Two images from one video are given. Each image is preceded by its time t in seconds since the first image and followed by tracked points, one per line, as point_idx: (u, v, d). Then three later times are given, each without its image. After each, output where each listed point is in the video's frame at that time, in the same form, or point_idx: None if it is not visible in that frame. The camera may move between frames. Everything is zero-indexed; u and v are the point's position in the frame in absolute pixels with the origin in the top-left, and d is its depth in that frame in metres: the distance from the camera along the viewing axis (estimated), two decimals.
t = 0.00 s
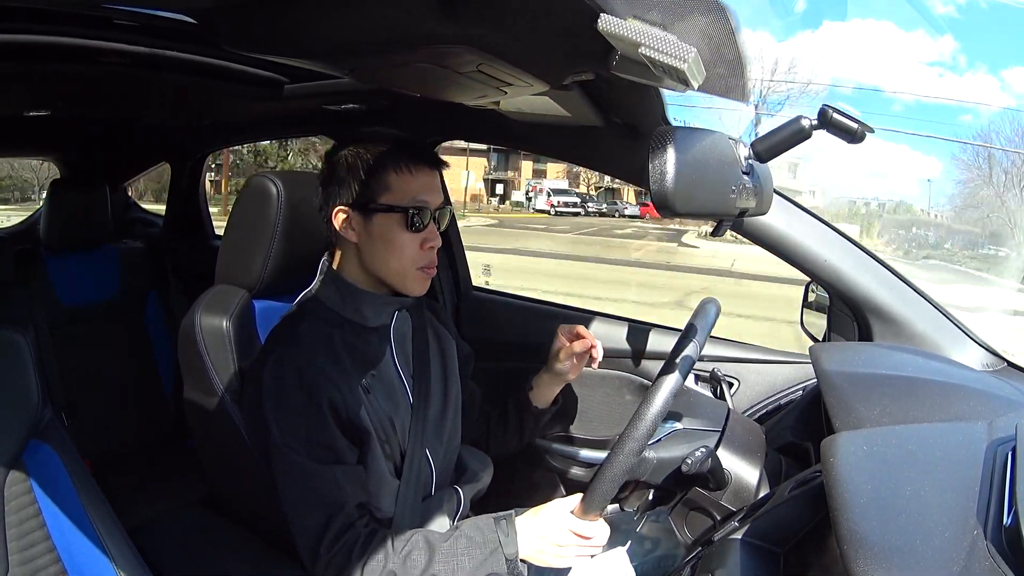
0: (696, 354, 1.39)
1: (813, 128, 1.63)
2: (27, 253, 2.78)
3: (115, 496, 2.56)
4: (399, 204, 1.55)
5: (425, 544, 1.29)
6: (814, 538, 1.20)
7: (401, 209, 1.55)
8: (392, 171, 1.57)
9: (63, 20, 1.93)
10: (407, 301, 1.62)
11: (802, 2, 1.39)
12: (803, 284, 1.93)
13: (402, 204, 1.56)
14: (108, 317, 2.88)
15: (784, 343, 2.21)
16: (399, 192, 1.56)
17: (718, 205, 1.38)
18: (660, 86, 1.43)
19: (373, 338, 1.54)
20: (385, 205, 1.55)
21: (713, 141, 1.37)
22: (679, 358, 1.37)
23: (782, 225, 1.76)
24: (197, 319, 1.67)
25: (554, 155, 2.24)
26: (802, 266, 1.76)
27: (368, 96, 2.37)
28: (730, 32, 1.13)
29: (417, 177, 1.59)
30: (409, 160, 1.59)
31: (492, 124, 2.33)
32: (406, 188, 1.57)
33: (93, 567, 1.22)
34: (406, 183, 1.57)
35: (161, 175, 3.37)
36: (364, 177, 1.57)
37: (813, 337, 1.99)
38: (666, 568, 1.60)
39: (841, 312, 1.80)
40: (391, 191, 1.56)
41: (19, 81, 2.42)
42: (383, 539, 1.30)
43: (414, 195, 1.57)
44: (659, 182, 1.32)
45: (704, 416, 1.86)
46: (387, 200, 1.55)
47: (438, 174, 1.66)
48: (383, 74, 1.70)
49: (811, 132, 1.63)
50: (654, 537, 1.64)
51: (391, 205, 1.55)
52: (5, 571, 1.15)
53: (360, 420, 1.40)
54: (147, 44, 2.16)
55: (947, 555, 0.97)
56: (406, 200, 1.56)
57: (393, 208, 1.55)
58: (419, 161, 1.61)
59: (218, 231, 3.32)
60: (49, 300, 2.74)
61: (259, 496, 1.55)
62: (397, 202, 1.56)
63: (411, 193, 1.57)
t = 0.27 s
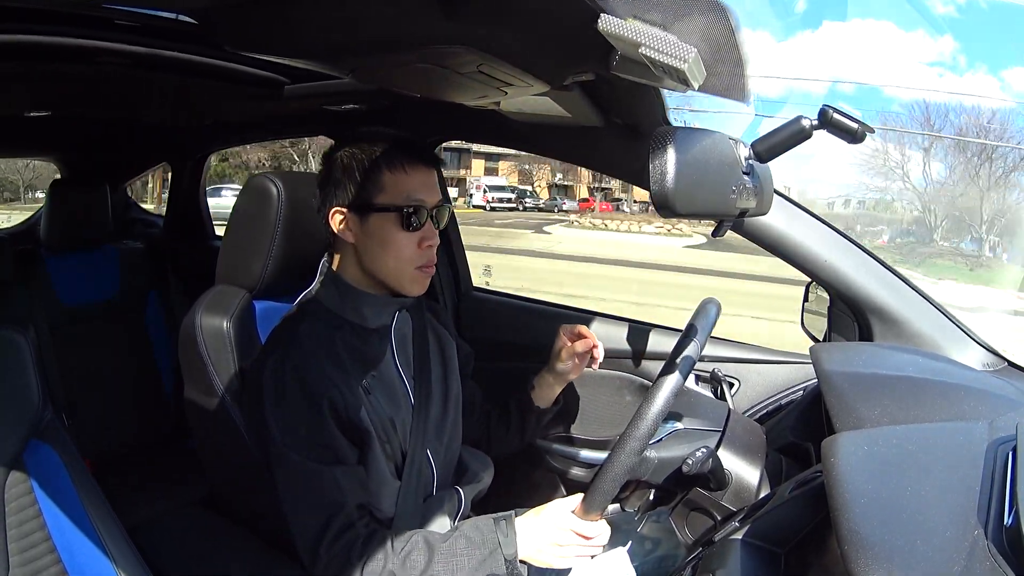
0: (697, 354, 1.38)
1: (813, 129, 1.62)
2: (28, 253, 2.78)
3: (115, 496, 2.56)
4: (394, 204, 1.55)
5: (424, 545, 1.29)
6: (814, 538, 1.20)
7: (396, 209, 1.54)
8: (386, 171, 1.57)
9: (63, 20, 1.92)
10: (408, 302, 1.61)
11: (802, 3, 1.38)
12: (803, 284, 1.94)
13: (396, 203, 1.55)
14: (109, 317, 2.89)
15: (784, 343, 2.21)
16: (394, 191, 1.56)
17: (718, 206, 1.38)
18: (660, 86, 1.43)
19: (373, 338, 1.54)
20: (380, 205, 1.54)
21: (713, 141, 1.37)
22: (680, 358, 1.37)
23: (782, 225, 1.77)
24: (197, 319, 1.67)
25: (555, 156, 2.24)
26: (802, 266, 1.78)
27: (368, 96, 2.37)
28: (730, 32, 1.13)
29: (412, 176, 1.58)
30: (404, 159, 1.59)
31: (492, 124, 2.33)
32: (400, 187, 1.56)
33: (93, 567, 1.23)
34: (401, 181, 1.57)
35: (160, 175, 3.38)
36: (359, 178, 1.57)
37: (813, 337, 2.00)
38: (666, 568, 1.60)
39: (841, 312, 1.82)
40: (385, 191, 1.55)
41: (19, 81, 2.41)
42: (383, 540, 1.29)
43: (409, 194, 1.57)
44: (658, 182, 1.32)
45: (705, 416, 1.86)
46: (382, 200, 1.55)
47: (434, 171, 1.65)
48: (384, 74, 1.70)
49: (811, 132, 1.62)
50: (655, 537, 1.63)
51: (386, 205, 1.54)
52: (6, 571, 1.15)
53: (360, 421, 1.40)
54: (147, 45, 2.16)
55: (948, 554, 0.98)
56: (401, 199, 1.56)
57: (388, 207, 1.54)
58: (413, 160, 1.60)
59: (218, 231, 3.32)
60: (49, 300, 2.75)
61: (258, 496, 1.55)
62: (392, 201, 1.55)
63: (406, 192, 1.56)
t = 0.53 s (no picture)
0: (697, 354, 1.38)
1: (815, 127, 1.62)
2: (28, 253, 2.78)
3: (116, 495, 2.57)
4: (390, 203, 1.54)
5: (424, 544, 1.29)
6: (815, 538, 1.20)
7: (392, 208, 1.54)
8: (382, 170, 1.56)
9: (62, 19, 1.92)
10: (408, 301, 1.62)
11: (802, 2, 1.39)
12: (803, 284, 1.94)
13: (390, 203, 1.54)
14: (110, 317, 2.89)
15: (785, 343, 2.22)
16: (389, 190, 1.55)
17: (717, 203, 1.38)
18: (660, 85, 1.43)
19: (373, 338, 1.54)
20: (376, 205, 1.54)
21: (713, 141, 1.37)
22: (680, 358, 1.36)
23: (782, 224, 1.78)
24: (198, 318, 1.67)
25: (555, 155, 2.24)
26: (804, 266, 1.79)
27: (369, 95, 2.36)
28: (730, 32, 1.13)
29: (408, 174, 1.57)
30: (399, 158, 1.58)
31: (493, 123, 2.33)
32: (394, 186, 1.56)
33: (92, 567, 1.23)
34: (396, 180, 1.56)
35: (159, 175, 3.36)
36: (355, 179, 1.57)
37: (814, 337, 2.00)
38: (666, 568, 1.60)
39: (842, 312, 1.83)
40: (380, 189, 1.55)
41: (20, 80, 2.42)
42: (382, 539, 1.30)
43: (404, 192, 1.56)
44: (659, 181, 1.30)
45: (705, 415, 1.86)
46: (378, 200, 1.55)
47: (430, 168, 1.64)
48: (384, 74, 1.69)
49: (812, 131, 1.61)
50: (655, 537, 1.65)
51: (382, 205, 1.54)
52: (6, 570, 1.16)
53: (360, 420, 1.39)
54: (149, 44, 2.16)
55: (948, 554, 0.97)
56: (396, 198, 1.55)
57: (384, 207, 1.54)
58: (408, 157, 1.60)
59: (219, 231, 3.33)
60: (49, 300, 2.75)
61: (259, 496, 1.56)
62: (387, 201, 1.55)
63: (402, 189, 1.56)
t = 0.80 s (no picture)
0: (697, 352, 1.38)
1: (815, 126, 1.66)
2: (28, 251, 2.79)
3: (116, 493, 2.58)
4: (388, 200, 1.54)
5: (423, 542, 1.29)
6: (814, 536, 1.20)
7: (392, 205, 1.54)
8: (380, 168, 1.56)
9: (62, 16, 1.92)
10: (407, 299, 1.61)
11: None
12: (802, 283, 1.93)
13: (390, 200, 1.54)
14: (110, 315, 2.90)
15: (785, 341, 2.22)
16: (388, 187, 1.55)
17: (718, 202, 1.38)
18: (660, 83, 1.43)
19: (372, 336, 1.54)
20: (375, 202, 1.54)
21: (713, 139, 1.37)
22: (680, 356, 1.36)
23: (783, 224, 1.80)
24: (198, 316, 1.67)
25: (555, 154, 2.24)
26: (806, 265, 1.81)
27: (369, 93, 2.36)
28: (730, 32, 1.13)
29: (407, 171, 1.57)
30: (398, 155, 1.58)
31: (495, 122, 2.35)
32: (393, 183, 1.56)
33: (92, 567, 1.24)
34: (395, 177, 1.56)
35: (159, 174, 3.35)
36: (354, 176, 1.57)
37: (813, 336, 2.00)
38: (665, 566, 1.60)
39: (842, 311, 1.85)
40: (378, 186, 1.55)
41: (20, 78, 2.42)
42: (382, 538, 1.30)
43: (403, 188, 1.56)
44: (659, 180, 1.31)
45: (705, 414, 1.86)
46: (377, 197, 1.55)
47: (428, 164, 1.64)
48: (384, 71, 1.69)
49: (812, 130, 1.66)
50: (655, 534, 1.66)
51: (381, 202, 1.53)
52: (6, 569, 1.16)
53: (360, 420, 1.39)
54: (148, 42, 2.16)
55: (947, 553, 0.97)
56: (395, 195, 1.55)
57: (383, 204, 1.54)
58: (407, 154, 1.59)
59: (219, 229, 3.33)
60: (50, 298, 2.75)
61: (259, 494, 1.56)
62: (386, 198, 1.54)
63: (401, 187, 1.56)
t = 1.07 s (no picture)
0: (697, 353, 1.38)
1: (815, 126, 1.58)
2: (29, 251, 2.79)
3: (116, 494, 2.58)
4: (387, 201, 1.54)
5: (423, 544, 1.29)
6: (814, 536, 1.20)
7: (391, 206, 1.54)
8: (379, 169, 1.56)
9: (62, 17, 1.92)
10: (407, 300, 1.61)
11: None
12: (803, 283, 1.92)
13: (389, 201, 1.54)
14: (110, 315, 2.90)
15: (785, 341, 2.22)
16: (387, 188, 1.55)
17: (718, 202, 1.37)
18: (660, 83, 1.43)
19: (372, 337, 1.54)
20: (375, 203, 1.54)
21: (714, 139, 1.37)
22: (680, 357, 1.36)
23: (782, 223, 1.77)
24: (198, 316, 1.67)
25: (555, 154, 2.24)
26: (804, 265, 1.79)
27: (369, 93, 2.36)
28: (730, 31, 1.13)
29: (406, 171, 1.57)
30: (397, 155, 1.58)
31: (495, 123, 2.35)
32: (391, 183, 1.56)
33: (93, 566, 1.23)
34: (394, 178, 1.56)
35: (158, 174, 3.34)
36: (353, 177, 1.57)
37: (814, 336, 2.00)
38: (666, 566, 1.60)
39: (841, 310, 1.82)
40: (377, 188, 1.55)
41: (20, 79, 2.42)
42: (382, 539, 1.30)
43: (402, 189, 1.56)
44: (659, 180, 1.31)
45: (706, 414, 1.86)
46: (376, 198, 1.55)
47: (428, 165, 1.64)
48: (384, 72, 1.69)
49: (812, 130, 1.58)
50: (655, 535, 1.66)
51: (380, 203, 1.54)
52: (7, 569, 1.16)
53: (360, 421, 1.39)
54: (149, 43, 2.16)
55: (947, 553, 0.97)
56: (394, 195, 1.55)
57: (382, 206, 1.54)
58: (406, 155, 1.59)
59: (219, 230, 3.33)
60: (50, 298, 2.75)
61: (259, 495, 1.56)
62: (385, 198, 1.55)
63: (400, 188, 1.56)
